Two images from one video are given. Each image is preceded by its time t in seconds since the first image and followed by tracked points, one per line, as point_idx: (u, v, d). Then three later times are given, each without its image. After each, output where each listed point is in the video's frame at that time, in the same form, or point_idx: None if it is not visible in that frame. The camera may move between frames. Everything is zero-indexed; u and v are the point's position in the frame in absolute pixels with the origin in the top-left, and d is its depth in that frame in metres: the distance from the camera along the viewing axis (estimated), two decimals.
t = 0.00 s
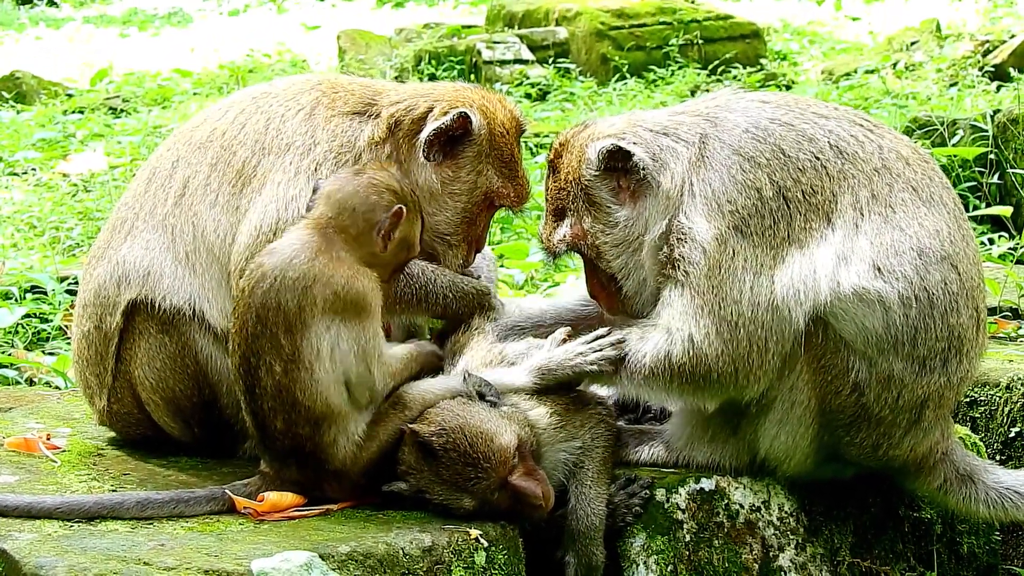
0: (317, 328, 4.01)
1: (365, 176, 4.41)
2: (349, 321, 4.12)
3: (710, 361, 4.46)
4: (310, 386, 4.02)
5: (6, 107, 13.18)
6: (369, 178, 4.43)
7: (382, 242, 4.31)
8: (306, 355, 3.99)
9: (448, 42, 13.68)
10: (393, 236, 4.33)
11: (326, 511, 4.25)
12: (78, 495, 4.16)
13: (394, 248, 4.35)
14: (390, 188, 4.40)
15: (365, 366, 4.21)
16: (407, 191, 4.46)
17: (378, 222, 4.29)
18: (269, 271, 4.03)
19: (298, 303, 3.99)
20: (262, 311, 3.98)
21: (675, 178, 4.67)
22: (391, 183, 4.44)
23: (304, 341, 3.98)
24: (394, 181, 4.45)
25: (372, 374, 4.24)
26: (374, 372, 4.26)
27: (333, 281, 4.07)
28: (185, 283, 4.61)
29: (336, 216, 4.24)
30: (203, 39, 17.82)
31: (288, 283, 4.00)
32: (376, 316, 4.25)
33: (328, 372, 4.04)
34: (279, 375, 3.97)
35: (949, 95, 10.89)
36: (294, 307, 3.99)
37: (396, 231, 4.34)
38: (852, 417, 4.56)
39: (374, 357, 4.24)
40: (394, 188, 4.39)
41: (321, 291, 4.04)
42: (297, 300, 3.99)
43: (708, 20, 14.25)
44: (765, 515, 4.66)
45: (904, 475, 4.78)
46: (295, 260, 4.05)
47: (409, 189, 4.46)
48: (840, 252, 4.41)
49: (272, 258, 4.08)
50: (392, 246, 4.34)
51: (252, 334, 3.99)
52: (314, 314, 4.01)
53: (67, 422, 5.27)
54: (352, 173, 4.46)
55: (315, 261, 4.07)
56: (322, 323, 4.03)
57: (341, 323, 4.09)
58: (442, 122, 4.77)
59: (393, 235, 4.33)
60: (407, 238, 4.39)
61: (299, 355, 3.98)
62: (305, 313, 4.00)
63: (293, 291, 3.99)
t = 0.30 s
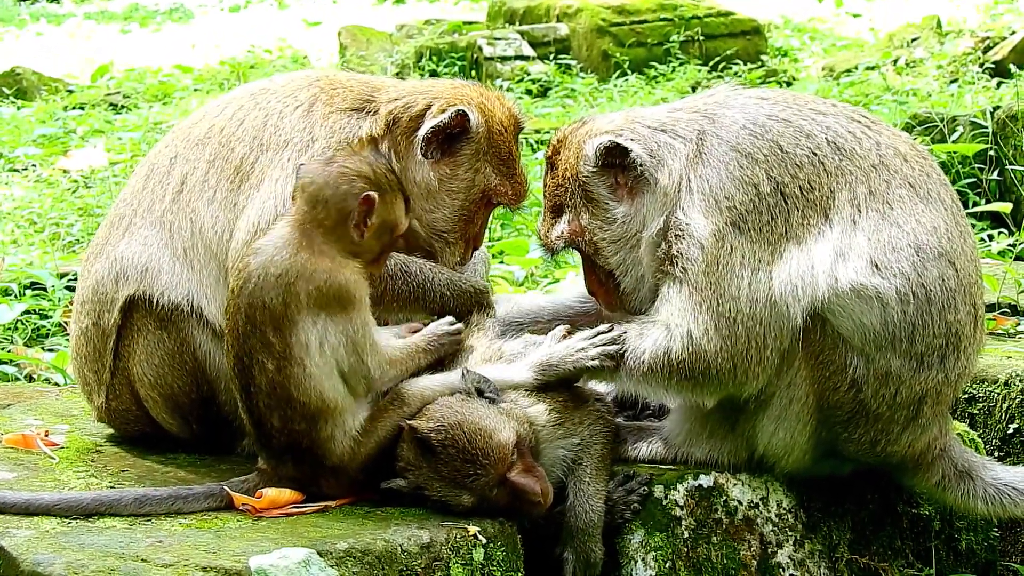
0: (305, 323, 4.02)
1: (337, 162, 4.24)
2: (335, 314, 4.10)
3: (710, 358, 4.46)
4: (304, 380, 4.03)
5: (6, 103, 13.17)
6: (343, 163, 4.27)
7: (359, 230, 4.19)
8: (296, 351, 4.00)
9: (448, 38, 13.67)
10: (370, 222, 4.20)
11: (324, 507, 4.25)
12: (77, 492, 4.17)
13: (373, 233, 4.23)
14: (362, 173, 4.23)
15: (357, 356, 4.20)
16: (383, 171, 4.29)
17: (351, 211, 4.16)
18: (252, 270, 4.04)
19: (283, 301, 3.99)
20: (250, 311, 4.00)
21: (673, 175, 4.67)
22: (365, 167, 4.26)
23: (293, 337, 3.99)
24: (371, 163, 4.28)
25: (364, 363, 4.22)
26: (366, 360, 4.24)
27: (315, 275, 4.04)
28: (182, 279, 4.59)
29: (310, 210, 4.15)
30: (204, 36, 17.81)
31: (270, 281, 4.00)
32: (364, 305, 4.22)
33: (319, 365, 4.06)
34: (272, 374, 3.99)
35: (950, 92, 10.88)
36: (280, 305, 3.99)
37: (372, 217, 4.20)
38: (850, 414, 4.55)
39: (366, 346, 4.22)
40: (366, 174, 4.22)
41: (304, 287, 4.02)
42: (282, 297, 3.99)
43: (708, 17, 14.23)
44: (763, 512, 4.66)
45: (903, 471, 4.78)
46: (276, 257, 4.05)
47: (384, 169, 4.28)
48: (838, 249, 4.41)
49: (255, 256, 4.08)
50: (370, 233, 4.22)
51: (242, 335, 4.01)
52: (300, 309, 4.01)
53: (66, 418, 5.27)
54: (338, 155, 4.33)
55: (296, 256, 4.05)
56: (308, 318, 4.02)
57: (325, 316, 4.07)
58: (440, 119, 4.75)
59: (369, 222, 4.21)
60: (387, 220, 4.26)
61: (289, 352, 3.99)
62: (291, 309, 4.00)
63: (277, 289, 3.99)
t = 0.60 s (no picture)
0: (293, 320, 4.00)
1: (315, 153, 4.26)
2: (321, 307, 4.05)
3: (684, 361, 4.52)
4: (295, 379, 4.04)
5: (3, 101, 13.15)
6: (322, 154, 4.27)
7: (342, 219, 4.18)
8: (286, 349, 4.00)
9: (446, 36, 13.66)
10: (353, 209, 4.20)
11: (321, 506, 4.26)
12: (73, 490, 4.17)
13: (358, 221, 4.21)
14: (341, 162, 4.22)
15: (340, 351, 4.10)
16: (363, 157, 4.29)
17: (332, 201, 4.15)
18: (241, 270, 4.05)
19: (271, 299, 3.99)
20: (240, 311, 4.02)
21: (672, 176, 4.66)
22: (343, 155, 4.26)
23: (281, 334, 3.99)
24: (349, 150, 4.28)
25: (347, 359, 4.11)
26: (350, 356, 4.12)
27: (301, 271, 4.02)
28: (180, 277, 4.57)
29: (293, 206, 4.14)
30: (201, 34, 17.80)
31: (258, 280, 4.01)
32: (350, 298, 4.14)
33: (309, 361, 4.03)
34: (264, 373, 4.01)
35: (947, 91, 10.89)
36: (268, 304, 3.99)
37: (354, 205, 4.19)
38: (848, 412, 4.56)
39: (349, 339, 4.11)
40: (345, 162, 4.22)
41: (290, 283, 4.00)
42: (269, 296, 3.99)
43: (705, 15, 14.23)
44: (760, 510, 4.65)
45: (900, 470, 4.79)
46: (263, 254, 4.05)
47: (362, 155, 4.28)
48: (836, 248, 4.40)
49: (245, 255, 4.09)
50: (355, 221, 4.21)
51: (233, 335, 4.04)
52: (288, 306, 3.99)
53: (63, 416, 5.26)
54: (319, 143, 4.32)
55: (282, 253, 4.04)
56: (296, 313, 4.01)
57: (313, 311, 4.03)
58: (436, 117, 4.78)
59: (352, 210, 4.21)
60: (371, 205, 4.23)
61: (280, 350, 4.00)
62: (280, 307, 3.99)
63: (265, 286, 3.99)
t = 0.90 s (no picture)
0: (297, 319, 4.04)
1: (302, 149, 4.29)
2: (326, 302, 4.11)
3: (697, 359, 4.47)
4: (297, 378, 4.05)
5: None
6: (307, 150, 4.31)
7: (338, 212, 4.25)
8: (290, 348, 4.03)
9: (442, 36, 13.67)
10: (346, 202, 4.27)
11: (318, 505, 4.25)
12: (70, 489, 4.17)
13: (352, 212, 4.31)
14: (329, 155, 4.28)
15: (356, 336, 4.23)
16: (348, 148, 4.37)
17: (325, 194, 4.20)
18: (240, 271, 4.06)
19: (273, 300, 4.02)
20: (241, 313, 4.03)
21: (668, 174, 4.68)
22: (329, 149, 4.32)
23: (285, 333, 4.02)
24: (333, 143, 4.34)
25: (365, 342, 4.26)
26: (367, 337, 4.27)
27: (301, 268, 4.07)
28: (176, 276, 4.54)
29: (286, 204, 4.18)
30: (197, 33, 17.80)
31: (259, 281, 4.03)
32: (356, 286, 4.22)
33: (324, 354, 4.12)
34: (265, 373, 4.02)
35: (942, 90, 10.91)
36: (270, 304, 4.01)
37: (346, 196, 4.27)
38: (845, 412, 4.56)
39: (362, 324, 4.23)
40: (333, 156, 4.27)
41: (292, 281, 4.04)
42: (271, 296, 4.02)
43: (702, 15, 14.24)
44: (757, 509, 4.66)
45: (896, 469, 4.79)
46: (262, 254, 4.08)
47: (347, 146, 4.36)
48: (833, 248, 4.41)
49: (240, 258, 4.11)
50: (349, 214, 4.30)
51: (234, 336, 4.04)
52: (291, 305, 4.03)
53: (58, 416, 5.25)
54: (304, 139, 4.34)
55: (280, 253, 4.08)
56: (301, 311, 4.05)
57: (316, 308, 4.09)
58: (433, 115, 4.79)
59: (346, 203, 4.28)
60: (362, 193, 4.34)
61: (283, 350, 4.02)
62: (283, 306, 4.03)
63: (266, 287, 4.02)
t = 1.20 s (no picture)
0: (295, 316, 4.05)
1: (289, 148, 4.27)
2: (321, 298, 4.13)
3: (695, 357, 4.47)
4: (295, 376, 4.06)
5: None
6: (295, 148, 4.29)
7: (328, 208, 4.24)
8: (289, 346, 4.03)
9: (440, 34, 13.67)
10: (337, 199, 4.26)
11: (316, 504, 4.25)
12: (68, 487, 4.17)
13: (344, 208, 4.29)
14: (317, 152, 4.27)
15: (349, 335, 4.23)
16: (336, 144, 4.36)
17: (314, 191, 4.19)
18: (235, 271, 4.06)
19: (271, 299, 4.02)
20: (238, 313, 4.02)
21: (664, 171, 4.67)
22: (316, 146, 4.31)
23: (284, 331, 4.02)
24: (320, 140, 4.33)
25: (357, 341, 4.26)
26: (359, 336, 4.27)
27: (297, 265, 4.07)
28: (179, 276, 4.53)
29: (277, 203, 4.17)
30: (196, 31, 17.79)
31: (255, 279, 4.03)
32: (349, 283, 4.24)
33: (320, 353, 4.13)
34: (265, 372, 4.02)
35: (942, 89, 10.91)
36: (269, 303, 4.02)
37: (337, 192, 4.25)
38: (842, 410, 4.56)
39: (355, 323, 4.24)
40: (320, 152, 4.27)
41: (289, 278, 4.04)
42: (269, 295, 4.02)
43: (701, 13, 14.25)
44: (755, 508, 4.66)
45: (894, 468, 4.79)
46: (256, 253, 4.08)
47: (334, 142, 4.34)
48: (830, 246, 4.41)
49: (234, 258, 4.10)
50: (340, 210, 4.29)
51: (232, 336, 4.03)
52: (289, 302, 4.04)
53: (57, 414, 5.25)
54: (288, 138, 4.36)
55: (275, 250, 4.08)
56: (299, 309, 4.06)
57: (313, 304, 4.10)
58: (443, 114, 4.77)
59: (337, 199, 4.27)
60: (352, 188, 4.33)
61: (282, 348, 4.02)
62: (281, 304, 4.03)
63: (263, 286, 4.02)
